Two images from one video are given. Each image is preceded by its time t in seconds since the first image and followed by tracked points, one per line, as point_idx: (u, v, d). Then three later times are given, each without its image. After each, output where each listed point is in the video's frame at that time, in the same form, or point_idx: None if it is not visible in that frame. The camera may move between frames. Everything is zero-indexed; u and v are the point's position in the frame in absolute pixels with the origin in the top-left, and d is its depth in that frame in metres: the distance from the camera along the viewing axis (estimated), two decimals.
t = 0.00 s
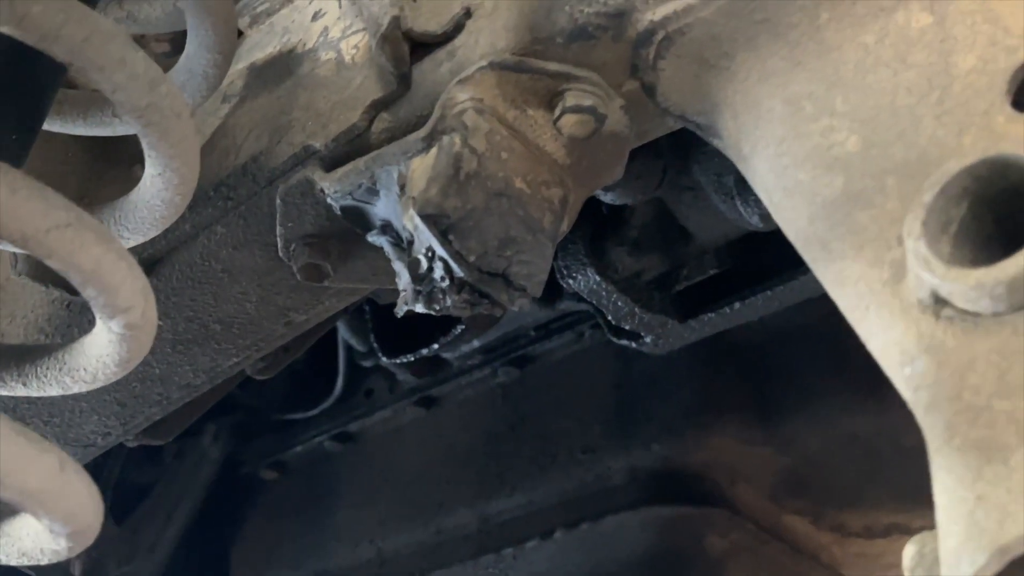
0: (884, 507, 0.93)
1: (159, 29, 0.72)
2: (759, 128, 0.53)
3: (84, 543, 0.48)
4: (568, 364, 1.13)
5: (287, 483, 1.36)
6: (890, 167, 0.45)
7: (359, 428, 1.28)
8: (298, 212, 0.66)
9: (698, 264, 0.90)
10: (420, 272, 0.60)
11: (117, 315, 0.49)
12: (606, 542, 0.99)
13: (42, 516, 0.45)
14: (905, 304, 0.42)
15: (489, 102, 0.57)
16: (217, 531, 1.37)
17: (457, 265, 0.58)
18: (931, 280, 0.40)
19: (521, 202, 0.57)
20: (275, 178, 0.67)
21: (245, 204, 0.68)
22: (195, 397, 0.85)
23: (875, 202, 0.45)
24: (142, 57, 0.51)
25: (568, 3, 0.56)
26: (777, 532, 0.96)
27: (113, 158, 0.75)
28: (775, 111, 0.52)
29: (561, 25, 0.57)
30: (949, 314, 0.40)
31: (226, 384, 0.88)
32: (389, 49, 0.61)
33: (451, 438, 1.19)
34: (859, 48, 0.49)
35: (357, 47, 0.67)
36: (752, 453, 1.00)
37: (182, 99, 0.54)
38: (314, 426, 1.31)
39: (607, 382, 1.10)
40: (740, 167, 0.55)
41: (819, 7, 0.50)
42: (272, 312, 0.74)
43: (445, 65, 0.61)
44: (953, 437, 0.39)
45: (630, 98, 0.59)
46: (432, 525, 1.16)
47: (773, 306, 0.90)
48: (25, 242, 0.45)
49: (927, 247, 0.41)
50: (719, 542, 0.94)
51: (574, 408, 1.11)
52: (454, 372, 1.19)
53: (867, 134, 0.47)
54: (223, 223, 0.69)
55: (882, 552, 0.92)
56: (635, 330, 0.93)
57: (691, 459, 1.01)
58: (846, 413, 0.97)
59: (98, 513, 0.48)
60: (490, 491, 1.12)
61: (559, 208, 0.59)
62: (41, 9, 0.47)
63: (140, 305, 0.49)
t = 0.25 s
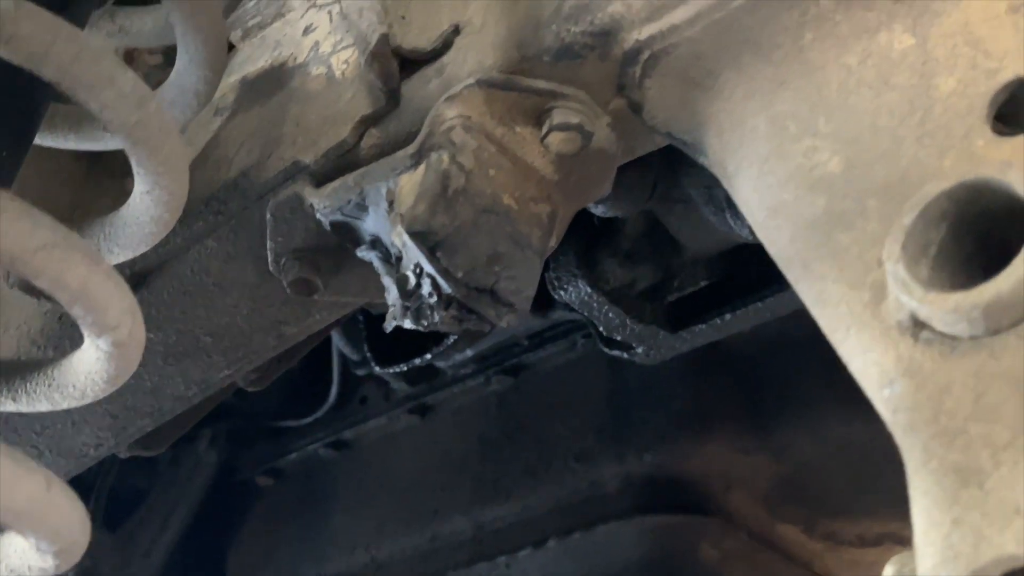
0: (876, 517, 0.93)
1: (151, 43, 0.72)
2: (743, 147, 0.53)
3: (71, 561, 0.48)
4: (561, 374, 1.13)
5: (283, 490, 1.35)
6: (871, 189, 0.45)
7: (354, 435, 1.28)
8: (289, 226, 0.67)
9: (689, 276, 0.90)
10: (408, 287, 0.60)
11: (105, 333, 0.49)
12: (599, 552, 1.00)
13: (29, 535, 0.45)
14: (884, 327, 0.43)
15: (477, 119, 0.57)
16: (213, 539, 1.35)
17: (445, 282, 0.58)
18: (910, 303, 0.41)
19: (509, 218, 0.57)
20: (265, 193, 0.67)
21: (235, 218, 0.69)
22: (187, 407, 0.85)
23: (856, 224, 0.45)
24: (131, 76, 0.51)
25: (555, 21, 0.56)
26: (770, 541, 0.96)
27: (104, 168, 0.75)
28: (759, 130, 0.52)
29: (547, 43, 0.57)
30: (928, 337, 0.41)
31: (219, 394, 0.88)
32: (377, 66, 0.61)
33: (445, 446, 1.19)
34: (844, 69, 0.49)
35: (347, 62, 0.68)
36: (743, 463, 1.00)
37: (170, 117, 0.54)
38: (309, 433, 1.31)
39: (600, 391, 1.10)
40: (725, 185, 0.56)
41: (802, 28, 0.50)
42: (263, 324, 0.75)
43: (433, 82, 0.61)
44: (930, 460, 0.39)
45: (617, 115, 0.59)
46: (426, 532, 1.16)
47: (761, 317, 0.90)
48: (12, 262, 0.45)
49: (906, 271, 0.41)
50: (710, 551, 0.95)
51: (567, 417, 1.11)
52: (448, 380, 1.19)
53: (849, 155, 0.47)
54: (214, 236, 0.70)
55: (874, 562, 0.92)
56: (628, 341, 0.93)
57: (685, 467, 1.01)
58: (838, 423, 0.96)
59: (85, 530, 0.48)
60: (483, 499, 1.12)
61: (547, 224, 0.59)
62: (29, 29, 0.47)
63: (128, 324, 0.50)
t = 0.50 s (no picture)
0: (869, 526, 0.94)
1: (139, 55, 0.72)
2: (728, 164, 0.53)
3: None
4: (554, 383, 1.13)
5: (276, 497, 1.35)
6: (852, 208, 0.45)
7: (347, 443, 1.28)
8: (275, 239, 0.67)
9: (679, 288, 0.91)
10: (394, 301, 0.60)
11: (90, 349, 0.49)
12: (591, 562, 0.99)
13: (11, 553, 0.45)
14: (863, 346, 0.43)
15: (463, 134, 0.58)
16: (206, 546, 1.35)
17: (431, 296, 0.58)
18: (887, 323, 0.41)
19: (496, 232, 0.58)
20: (252, 206, 0.68)
21: (223, 231, 0.69)
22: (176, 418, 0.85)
23: (836, 243, 0.45)
24: (116, 93, 0.52)
25: (541, 38, 0.56)
26: (766, 552, 0.96)
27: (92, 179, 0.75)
28: (743, 147, 0.52)
29: (532, 59, 0.57)
30: (906, 357, 0.41)
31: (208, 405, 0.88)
32: (365, 80, 0.62)
33: (437, 454, 1.19)
34: (826, 87, 0.49)
35: (336, 75, 0.68)
36: (735, 472, 1.00)
37: (157, 134, 0.54)
38: (302, 441, 1.30)
39: (592, 400, 1.10)
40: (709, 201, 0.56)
41: (785, 46, 0.51)
42: (251, 336, 0.75)
43: (420, 97, 0.61)
44: (907, 480, 0.40)
45: (603, 131, 0.59)
46: (418, 540, 1.15)
47: (750, 328, 0.90)
48: None
49: (884, 290, 0.42)
50: (702, 560, 0.95)
51: (559, 426, 1.11)
52: (442, 388, 1.19)
53: (831, 174, 0.47)
54: (202, 249, 0.70)
55: (865, 570, 0.93)
56: (618, 351, 0.93)
57: (676, 477, 1.01)
58: (830, 433, 0.97)
59: (68, 547, 0.49)
60: (475, 508, 1.12)
61: (533, 238, 0.59)
62: (15, 46, 0.47)
63: (112, 340, 0.50)
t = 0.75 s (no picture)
0: (864, 531, 0.93)
1: (134, 60, 0.72)
2: (720, 172, 0.53)
3: None
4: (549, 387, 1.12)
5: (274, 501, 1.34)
6: (843, 218, 0.45)
7: (343, 447, 1.27)
8: (270, 246, 0.67)
9: (674, 293, 0.91)
10: (388, 309, 0.60)
11: (83, 357, 0.49)
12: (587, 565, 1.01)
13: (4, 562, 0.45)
14: (854, 356, 0.43)
15: (457, 142, 0.58)
16: (202, 548, 1.34)
17: (424, 303, 0.58)
18: (877, 334, 0.41)
19: (489, 240, 0.58)
20: (247, 212, 0.68)
21: (217, 237, 0.69)
22: (170, 424, 0.85)
23: (827, 252, 0.45)
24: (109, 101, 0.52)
25: (534, 46, 0.56)
26: (760, 556, 0.96)
27: (87, 185, 0.75)
28: (735, 156, 0.52)
29: (525, 67, 0.57)
30: (897, 367, 0.41)
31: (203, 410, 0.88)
32: (358, 88, 0.62)
33: (433, 459, 1.19)
34: (818, 96, 0.49)
35: (330, 82, 0.68)
36: (730, 477, 1.00)
37: (149, 141, 0.54)
38: (299, 445, 1.30)
39: (587, 405, 1.10)
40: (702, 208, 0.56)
41: (777, 54, 0.51)
42: (246, 343, 0.75)
43: (414, 103, 0.61)
44: (897, 491, 0.40)
45: (596, 139, 0.59)
46: (413, 544, 1.16)
47: (746, 333, 0.91)
48: None
49: (874, 301, 0.41)
50: (698, 565, 0.96)
51: (554, 431, 1.10)
52: (438, 393, 1.18)
53: (822, 183, 0.47)
54: (196, 255, 0.70)
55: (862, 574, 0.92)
56: (613, 356, 0.94)
57: (672, 482, 1.00)
58: (825, 438, 0.97)
59: (61, 556, 0.49)
60: (470, 512, 1.12)
61: (527, 245, 0.59)
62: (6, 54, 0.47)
63: (105, 348, 0.50)
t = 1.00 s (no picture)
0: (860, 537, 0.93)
1: (134, 71, 0.72)
2: (715, 187, 0.53)
3: None
4: (547, 393, 1.13)
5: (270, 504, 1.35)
6: (837, 235, 0.46)
7: (341, 452, 1.27)
8: (269, 257, 0.67)
9: (671, 300, 0.91)
10: (387, 321, 0.61)
11: (83, 371, 0.49)
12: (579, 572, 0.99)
13: None
14: (848, 373, 0.43)
15: (455, 155, 0.58)
16: (200, 552, 1.34)
17: (422, 316, 0.59)
18: (871, 352, 0.41)
19: (487, 252, 0.58)
20: (246, 223, 0.68)
21: (217, 248, 0.69)
22: (169, 432, 0.85)
23: (822, 270, 0.46)
24: (109, 116, 0.52)
25: (532, 61, 0.57)
26: (755, 562, 0.96)
27: (87, 196, 0.75)
28: (730, 171, 0.52)
29: (522, 82, 0.57)
30: (889, 385, 0.42)
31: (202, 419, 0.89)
32: (358, 102, 0.63)
33: (430, 464, 1.20)
34: (812, 113, 0.50)
35: (329, 94, 0.68)
36: (727, 484, 1.00)
37: (150, 155, 0.55)
38: (297, 451, 1.30)
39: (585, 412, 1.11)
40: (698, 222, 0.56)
41: (773, 71, 0.51)
42: (245, 352, 0.75)
43: (412, 117, 0.62)
44: (889, 508, 0.40)
45: (593, 153, 0.60)
46: (410, 549, 1.16)
47: (744, 340, 0.92)
48: None
49: (868, 319, 0.42)
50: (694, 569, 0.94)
51: (552, 437, 1.11)
52: (436, 399, 1.19)
53: (817, 200, 0.48)
54: (196, 266, 0.70)
55: None
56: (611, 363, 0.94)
57: (668, 489, 1.01)
58: (821, 446, 0.98)
59: (61, 570, 0.49)
60: (467, 517, 1.13)
61: (524, 257, 0.60)
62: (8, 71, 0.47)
63: (106, 362, 0.50)
